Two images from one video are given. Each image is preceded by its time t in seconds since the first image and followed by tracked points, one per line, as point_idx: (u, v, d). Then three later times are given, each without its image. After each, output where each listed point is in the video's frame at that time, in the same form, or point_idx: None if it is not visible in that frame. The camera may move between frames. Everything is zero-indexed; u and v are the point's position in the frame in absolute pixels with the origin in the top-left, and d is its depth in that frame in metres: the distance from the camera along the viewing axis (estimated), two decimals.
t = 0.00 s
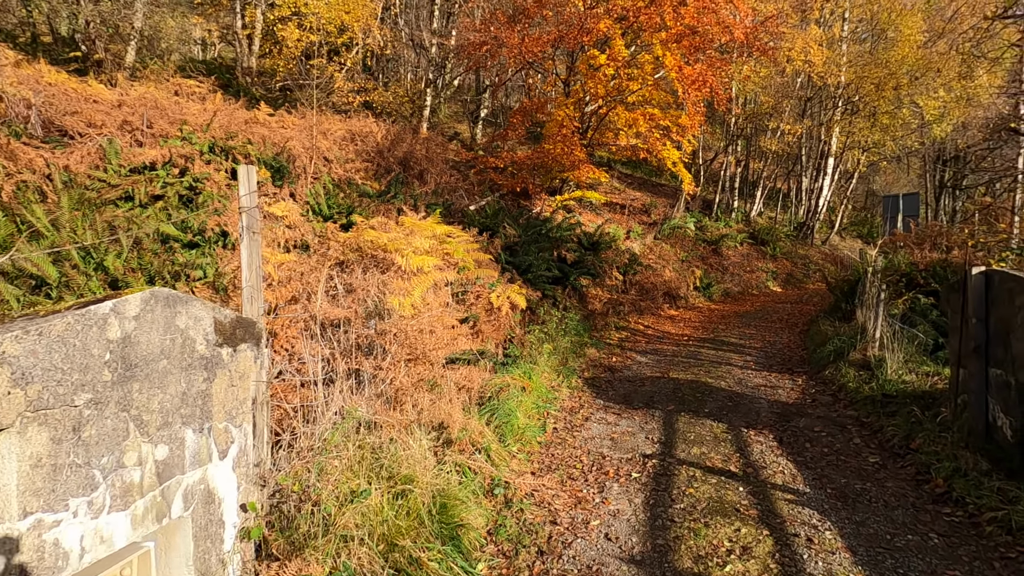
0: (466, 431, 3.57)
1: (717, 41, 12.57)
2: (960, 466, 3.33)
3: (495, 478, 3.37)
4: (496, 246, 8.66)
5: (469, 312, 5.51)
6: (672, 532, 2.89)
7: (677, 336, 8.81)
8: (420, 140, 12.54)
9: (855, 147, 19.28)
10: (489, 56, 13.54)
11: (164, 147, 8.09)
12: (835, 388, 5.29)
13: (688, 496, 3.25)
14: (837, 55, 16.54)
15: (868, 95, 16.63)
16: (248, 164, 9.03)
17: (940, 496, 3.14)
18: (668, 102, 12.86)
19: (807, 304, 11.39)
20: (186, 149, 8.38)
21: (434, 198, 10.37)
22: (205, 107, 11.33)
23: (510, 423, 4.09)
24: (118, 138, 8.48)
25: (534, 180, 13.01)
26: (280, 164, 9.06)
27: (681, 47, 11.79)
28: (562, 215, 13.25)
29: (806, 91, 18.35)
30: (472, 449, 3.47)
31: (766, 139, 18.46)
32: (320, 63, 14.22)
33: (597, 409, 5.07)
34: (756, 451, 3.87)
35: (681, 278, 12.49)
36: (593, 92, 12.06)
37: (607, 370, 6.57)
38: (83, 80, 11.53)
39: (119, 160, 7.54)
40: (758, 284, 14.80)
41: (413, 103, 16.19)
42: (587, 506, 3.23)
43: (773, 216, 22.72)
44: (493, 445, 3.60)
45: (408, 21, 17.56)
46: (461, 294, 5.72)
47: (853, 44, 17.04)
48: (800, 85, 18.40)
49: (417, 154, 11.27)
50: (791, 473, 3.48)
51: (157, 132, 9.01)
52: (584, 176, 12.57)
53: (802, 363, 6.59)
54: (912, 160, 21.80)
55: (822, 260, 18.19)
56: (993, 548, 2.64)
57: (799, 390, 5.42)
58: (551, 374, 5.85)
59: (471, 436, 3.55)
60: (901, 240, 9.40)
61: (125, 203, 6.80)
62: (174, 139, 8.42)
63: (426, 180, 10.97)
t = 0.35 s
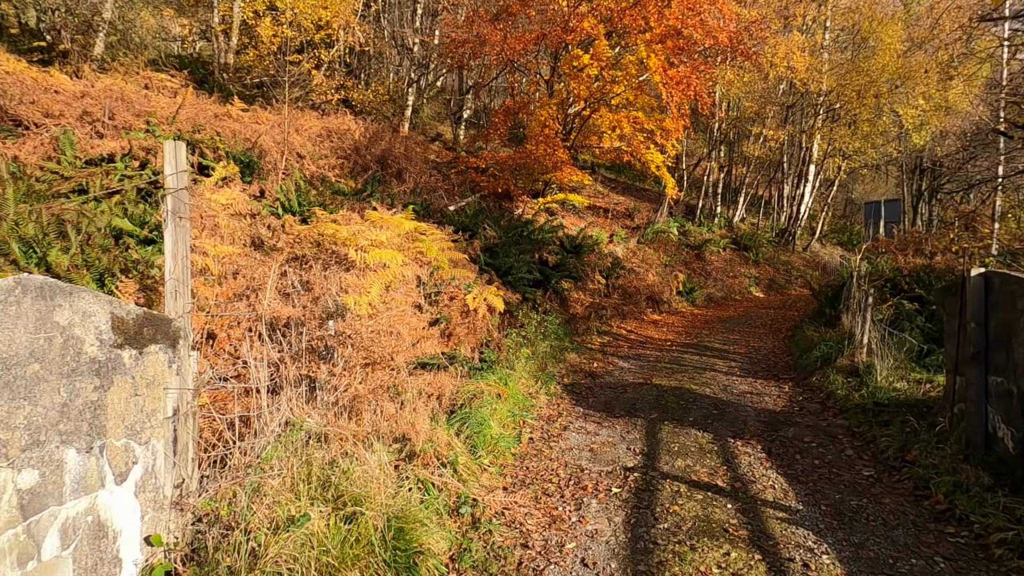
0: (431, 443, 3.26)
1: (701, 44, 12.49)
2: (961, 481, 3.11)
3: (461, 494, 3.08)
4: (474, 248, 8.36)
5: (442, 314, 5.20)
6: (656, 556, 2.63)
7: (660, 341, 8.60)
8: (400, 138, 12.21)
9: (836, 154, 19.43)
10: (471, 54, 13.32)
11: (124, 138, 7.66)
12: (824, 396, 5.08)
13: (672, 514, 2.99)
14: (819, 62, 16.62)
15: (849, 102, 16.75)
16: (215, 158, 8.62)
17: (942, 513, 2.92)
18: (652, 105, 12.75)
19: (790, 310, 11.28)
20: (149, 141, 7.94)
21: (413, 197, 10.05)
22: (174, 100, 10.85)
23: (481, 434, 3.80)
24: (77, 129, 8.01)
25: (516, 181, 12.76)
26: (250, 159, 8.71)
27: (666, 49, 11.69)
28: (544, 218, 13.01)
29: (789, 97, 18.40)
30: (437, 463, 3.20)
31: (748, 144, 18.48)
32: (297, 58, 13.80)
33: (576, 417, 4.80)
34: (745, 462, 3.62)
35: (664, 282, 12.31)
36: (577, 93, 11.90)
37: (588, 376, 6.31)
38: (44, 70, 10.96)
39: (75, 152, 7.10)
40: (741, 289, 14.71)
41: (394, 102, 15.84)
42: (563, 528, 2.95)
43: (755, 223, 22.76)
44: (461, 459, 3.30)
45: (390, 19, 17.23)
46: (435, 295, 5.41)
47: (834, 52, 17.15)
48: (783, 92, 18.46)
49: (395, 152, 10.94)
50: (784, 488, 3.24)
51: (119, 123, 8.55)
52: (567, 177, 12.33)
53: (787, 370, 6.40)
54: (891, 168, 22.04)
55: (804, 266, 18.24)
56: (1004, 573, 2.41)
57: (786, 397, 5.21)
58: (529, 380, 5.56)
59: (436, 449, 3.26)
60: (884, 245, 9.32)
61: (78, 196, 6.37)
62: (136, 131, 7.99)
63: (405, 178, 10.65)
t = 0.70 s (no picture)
0: (396, 472, 3.05)
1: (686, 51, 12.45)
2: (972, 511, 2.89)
3: (429, 530, 2.89)
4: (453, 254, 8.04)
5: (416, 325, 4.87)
6: None
7: (644, 352, 8.36)
8: (379, 140, 11.84)
9: (816, 164, 19.58)
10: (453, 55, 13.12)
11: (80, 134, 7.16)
12: (816, 413, 4.86)
13: (663, 552, 2.72)
14: (801, 71, 16.71)
15: (830, 112, 16.86)
16: (180, 157, 8.15)
17: (955, 549, 2.70)
18: (636, 112, 12.70)
19: (774, 319, 11.18)
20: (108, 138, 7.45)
21: (391, 201, 9.70)
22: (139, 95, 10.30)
23: (455, 459, 3.52)
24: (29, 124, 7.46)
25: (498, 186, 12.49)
26: (217, 158, 8.33)
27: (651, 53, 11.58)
28: (527, 223, 12.74)
29: (771, 106, 18.46)
30: (402, 496, 2.99)
31: (732, 152, 18.47)
32: (272, 56, 13.31)
33: (558, 436, 4.51)
34: (738, 489, 3.36)
35: (647, 290, 12.13)
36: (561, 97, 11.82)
37: (571, 389, 6.03)
38: None
39: (23, 147, 6.59)
40: (723, 297, 14.63)
41: (373, 103, 15.44)
42: (540, 567, 2.73)
43: (737, 231, 22.80)
44: (429, 490, 3.08)
45: (370, 19, 16.83)
46: (408, 304, 5.07)
47: (816, 62, 17.26)
48: (766, 100, 18.50)
49: (374, 154, 10.58)
50: (784, 519, 3.00)
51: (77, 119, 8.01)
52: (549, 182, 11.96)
53: (775, 383, 6.21)
54: (868, 178, 22.32)
55: (785, 275, 18.28)
56: None
57: (777, 413, 4.99)
58: (508, 395, 5.25)
59: (403, 480, 3.05)
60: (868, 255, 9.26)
61: (24, 195, 5.88)
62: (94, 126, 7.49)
63: (383, 181, 10.29)
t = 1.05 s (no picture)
0: (355, 492, 2.76)
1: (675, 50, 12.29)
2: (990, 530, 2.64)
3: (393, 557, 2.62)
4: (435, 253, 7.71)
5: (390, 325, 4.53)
6: None
7: (632, 354, 8.11)
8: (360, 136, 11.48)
9: (803, 167, 19.59)
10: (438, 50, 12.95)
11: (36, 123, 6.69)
12: (813, 419, 4.62)
13: None
14: (789, 73, 16.66)
15: (817, 114, 16.81)
16: (147, 149, 7.73)
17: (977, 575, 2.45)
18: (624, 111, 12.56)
19: (763, 322, 11.01)
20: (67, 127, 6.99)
21: (372, 198, 9.35)
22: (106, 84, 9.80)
23: (426, 473, 3.28)
24: None
25: (483, 185, 12.19)
26: (185, 150, 7.81)
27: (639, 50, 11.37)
28: (513, 223, 12.44)
29: (759, 108, 18.38)
30: (362, 519, 2.71)
31: (720, 154, 18.37)
32: (250, 48, 12.86)
33: (541, 446, 4.21)
34: (735, 506, 3.09)
35: (635, 292, 11.89)
36: (549, 94, 11.61)
37: (555, 394, 5.74)
38: None
39: None
40: (711, 299, 14.45)
41: (356, 99, 15.04)
42: None
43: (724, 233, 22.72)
44: (392, 512, 2.82)
45: (353, 14, 16.44)
46: (381, 303, 4.73)
47: (804, 64, 17.22)
48: (754, 102, 18.41)
49: (354, 149, 10.21)
50: (788, 542, 2.72)
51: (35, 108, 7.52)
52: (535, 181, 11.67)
53: (767, 387, 5.97)
54: (853, 181, 22.42)
55: (773, 278, 18.20)
56: None
57: (772, 420, 4.74)
58: (489, 402, 4.94)
59: (363, 500, 2.77)
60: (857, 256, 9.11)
61: None
62: (52, 114, 7.02)
63: (363, 178, 9.93)
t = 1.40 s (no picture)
0: (313, 531, 2.54)
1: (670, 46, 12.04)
2: None
3: None
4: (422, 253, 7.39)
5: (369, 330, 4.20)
6: None
7: (626, 359, 7.82)
8: (346, 131, 11.11)
9: (797, 167, 19.44)
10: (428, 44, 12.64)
11: None
12: (818, 431, 4.37)
13: None
14: (783, 73, 16.48)
15: (812, 114, 16.65)
16: (119, 143, 7.32)
17: None
18: (618, 109, 12.29)
19: (759, 324, 10.78)
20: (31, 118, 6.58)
21: (358, 196, 9.01)
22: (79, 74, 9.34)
23: (403, 499, 3.01)
24: None
25: (473, 183, 11.87)
26: (159, 145, 7.46)
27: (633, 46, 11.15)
28: (504, 223, 12.14)
29: (754, 107, 18.19)
30: (322, 560, 2.50)
31: (714, 154, 18.17)
32: (234, 41, 12.44)
33: (529, 463, 3.93)
34: (742, 533, 2.83)
35: (629, 294, 11.63)
36: (541, 91, 11.16)
37: (547, 402, 5.45)
38: None
39: None
40: (706, 301, 14.23)
41: (344, 95, 14.66)
42: None
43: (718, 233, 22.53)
44: (359, 550, 2.60)
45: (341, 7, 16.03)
46: (359, 306, 4.42)
47: (799, 64, 17.06)
48: (749, 101, 18.21)
49: (340, 145, 9.86)
50: None
51: None
52: (527, 180, 11.37)
53: (768, 395, 5.71)
54: (847, 182, 22.32)
55: (767, 279, 18.04)
56: None
57: (775, 431, 4.47)
58: (474, 412, 4.65)
59: (325, 539, 2.55)
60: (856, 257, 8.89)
61: None
62: (17, 105, 6.62)
63: (349, 175, 9.59)
